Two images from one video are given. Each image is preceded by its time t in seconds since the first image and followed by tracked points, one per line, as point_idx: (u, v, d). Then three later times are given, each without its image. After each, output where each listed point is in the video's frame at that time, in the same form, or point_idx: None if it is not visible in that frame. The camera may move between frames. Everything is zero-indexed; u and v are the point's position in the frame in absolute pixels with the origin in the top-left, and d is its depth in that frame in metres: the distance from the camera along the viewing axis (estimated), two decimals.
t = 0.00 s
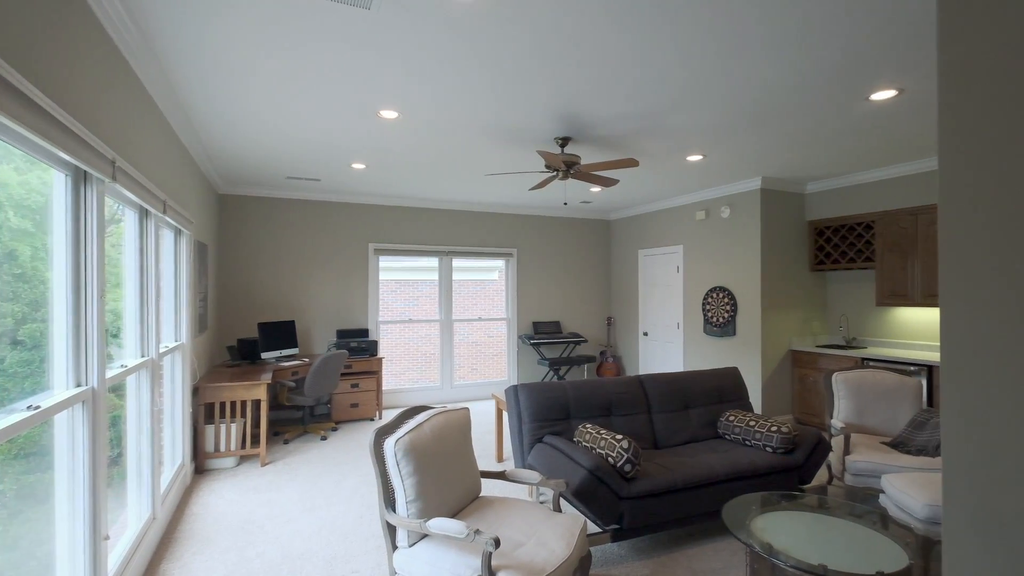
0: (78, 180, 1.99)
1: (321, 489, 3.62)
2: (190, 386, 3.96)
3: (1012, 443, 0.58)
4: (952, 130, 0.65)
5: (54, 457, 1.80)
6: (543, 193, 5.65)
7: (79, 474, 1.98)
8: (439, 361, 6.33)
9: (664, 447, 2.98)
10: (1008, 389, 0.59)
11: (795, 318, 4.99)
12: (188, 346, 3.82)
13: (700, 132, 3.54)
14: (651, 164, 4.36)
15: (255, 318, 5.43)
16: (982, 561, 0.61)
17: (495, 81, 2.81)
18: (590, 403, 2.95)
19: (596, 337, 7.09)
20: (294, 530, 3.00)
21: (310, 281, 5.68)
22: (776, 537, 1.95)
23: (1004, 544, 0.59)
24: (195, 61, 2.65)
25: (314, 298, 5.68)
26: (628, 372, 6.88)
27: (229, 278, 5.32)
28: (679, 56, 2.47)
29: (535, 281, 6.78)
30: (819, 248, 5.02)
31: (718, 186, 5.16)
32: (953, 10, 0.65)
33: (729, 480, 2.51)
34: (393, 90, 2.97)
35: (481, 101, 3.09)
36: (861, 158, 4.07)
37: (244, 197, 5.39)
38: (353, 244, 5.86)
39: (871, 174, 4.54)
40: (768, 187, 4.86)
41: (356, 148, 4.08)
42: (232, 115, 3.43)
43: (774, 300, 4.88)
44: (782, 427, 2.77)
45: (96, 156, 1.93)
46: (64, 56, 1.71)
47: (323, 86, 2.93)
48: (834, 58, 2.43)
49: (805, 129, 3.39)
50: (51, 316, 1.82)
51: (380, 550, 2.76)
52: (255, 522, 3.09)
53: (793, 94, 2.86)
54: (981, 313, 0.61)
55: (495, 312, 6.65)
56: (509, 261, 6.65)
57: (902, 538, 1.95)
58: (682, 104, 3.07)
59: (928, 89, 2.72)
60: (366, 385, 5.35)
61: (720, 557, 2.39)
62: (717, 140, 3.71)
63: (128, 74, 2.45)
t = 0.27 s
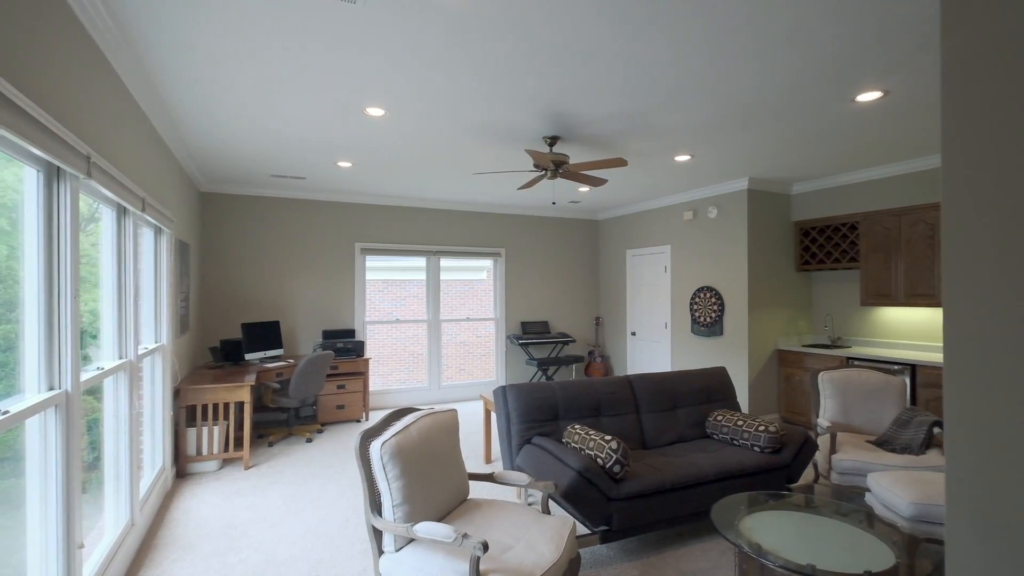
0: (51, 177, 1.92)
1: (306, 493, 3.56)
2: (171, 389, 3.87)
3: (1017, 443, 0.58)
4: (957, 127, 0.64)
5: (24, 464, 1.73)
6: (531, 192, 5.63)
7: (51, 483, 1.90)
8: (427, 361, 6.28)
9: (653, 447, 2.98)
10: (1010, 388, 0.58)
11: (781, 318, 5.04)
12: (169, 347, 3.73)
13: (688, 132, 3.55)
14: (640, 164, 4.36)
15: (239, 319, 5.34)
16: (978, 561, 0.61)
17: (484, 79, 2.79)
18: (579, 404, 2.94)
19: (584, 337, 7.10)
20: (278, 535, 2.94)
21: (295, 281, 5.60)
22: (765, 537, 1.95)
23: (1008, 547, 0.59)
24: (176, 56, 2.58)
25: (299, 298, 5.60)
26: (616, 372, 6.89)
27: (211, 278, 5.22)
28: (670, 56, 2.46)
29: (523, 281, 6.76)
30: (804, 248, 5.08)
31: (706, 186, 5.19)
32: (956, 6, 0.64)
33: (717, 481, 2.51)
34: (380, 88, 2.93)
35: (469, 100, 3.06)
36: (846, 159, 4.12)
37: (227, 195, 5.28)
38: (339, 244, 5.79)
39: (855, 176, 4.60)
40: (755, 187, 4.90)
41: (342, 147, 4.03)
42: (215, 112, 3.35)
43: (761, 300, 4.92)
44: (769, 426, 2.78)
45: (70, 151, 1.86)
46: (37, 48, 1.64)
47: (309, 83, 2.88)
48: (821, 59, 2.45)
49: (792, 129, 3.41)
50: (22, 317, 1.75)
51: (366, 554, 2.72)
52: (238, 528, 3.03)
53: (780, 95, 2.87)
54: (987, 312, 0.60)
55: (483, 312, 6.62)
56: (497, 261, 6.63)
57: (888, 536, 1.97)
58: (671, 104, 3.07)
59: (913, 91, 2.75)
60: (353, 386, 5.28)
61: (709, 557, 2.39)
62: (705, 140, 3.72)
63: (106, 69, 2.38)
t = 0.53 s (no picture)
0: (21, 172, 1.85)
1: (290, 496, 3.50)
2: (151, 391, 3.77)
3: None
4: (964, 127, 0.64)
5: None
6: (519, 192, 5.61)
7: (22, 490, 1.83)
8: (414, 362, 6.23)
9: (641, 447, 2.98)
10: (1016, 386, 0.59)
11: (767, 318, 5.08)
12: (148, 348, 3.64)
13: (676, 133, 3.56)
14: (628, 164, 4.37)
15: (222, 319, 5.24)
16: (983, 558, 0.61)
17: (472, 78, 2.76)
18: (568, 405, 2.92)
19: (572, 337, 7.10)
20: (262, 540, 2.88)
21: (279, 281, 5.52)
22: (753, 537, 1.95)
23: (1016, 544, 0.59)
24: (156, 51, 2.51)
25: (284, 299, 5.52)
26: (604, 372, 6.90)
27: (193, 278, 5.12)
28: (660, 56, 2.46)
29: (511, 281, 6.74)
30: (789, 249, 5.13)
31: (693, 187, 5.21)
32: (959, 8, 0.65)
33: (705, 481, 2.51)
34: (367, 85, 2.89)
35: (458, 98, 3.04)
36: (831, 160, 4.17)
37: (209, 193, 5.18)
38: (324, 243, 5.72)
39: (840, 177, 4.66)
40: (741, 188, 4.94)
41: (328, 145, 3.98)
42: (196, 108, 3.28)
43: (747, 301, 4.96)
44: (757, 426, 2.79)
45: (44, 148, 1.79)
46: (9, 41, 1.58)
47: (293, 80, 2.83)
48: (808, 61, 2.46)
49: (779, 130, 3.44)
50: None
51: (350, 559, 2.68)
52: (219, 533, 2.96)
53: (767, 96, 2.89)
54: (998, 313, 0.60)
55: (471, 312, 6.59)
56: (485, 261, 6.60)
57: (874, 535, 1.98)
58: (660, 104, 3.07)
59: (897, 93, 2.79)
60: (338, 387, 5.22)
61: (697, 557, 2.39)
62: (692, 141, 3.73)
63: (82, 63, 2.31)
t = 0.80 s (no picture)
0: None
1: (275, 500, 3.44)
2: (132, 393, 3.69)
3: None
4: (971, 129, 0.64)
5: None
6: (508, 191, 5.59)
7: None
8: (402, 362, 6.17)
9: (631, 447, 2.97)
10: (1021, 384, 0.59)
11: (754, 317, 5.12)
12: (129, 350, 3.55)
13: (665, 133, 3.57)
14: (617, 163, 4.37)
15: (205, 319, 5.14)
16: (988, 554, 0.62)
17: (461, 76, 2.73)
18: (557, 405, 2.91)
19: (561, 337, 7.09)
20: (246, 545, 2.82)
21: (265, 280, 5.43)
22: (743, 537, 1.94)
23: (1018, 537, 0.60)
24: (137, 44, 2.44)
25: (269, 298, 5.43)
26: (593, 372, 6.90)
27: (175, 277, 5.02)
28: (651, 55, 2.45)
29: (499, 280, 6.71)
30: (776, 249, 5.18)
31: (682, 187, 5.23)
32: (963, 11, 0.66)
33: (694, 481, 2.51)
34: (353, 82, 2.84)
35: (446, 96, 3.00)
36: (817, 161, 4.21)
37: (192, 190, 5.08)
38: (310, 242, 5.64)
39: (826, 178, 4.70)
40: (729, 188, 4.97)
41: (314, 143, 3.92)
42: (179, 104, 3.21)
43: (735, 300, 4.99)
44: (745, 425, 2.80)
45: (16, 143, 1.73)
46: None
47: (277, 76, 2.77)
48: (797, 61, 2.47)
49: (767, 130, 3.45)
50: None
51: (337, 563, 2.64)
52: (201, 539, 2.90)
53: (756, 95, 2.89)
54: (1009, 311, 0.60)
55: (460, 312, 6.55)
56: (474, 260, 6.56)
57: (862, 534, 2.00)
58: (649, 104, 3.07)
59: (884, 94, 2.82)
60: (325, 388, 5.15)
61: (687, 557, 2.39)
62: (681, 141, 3.74)
63: (58, 57, 2.24)
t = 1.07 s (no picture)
0: None
1: (261, 503, 3.38)
2: (113, 396, 3.60)
3: None
4: (987, 138, 0.66)
5: None
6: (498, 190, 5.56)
7: None
8: (390, 363, 6.12)
9: (621, 447, 2.96)
10: None
11: (742, 317, 5.15)
12: (109, 351, 3.46)
13: (654, 133, 3.57)
14: (606, 163, 4.37)
15: (189, 320, 5.05)
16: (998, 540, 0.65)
17: (451, 74, 2.71)
18: (547, 405, 2.89)
19: (550, 337, 7.08)
20: (229, 550, 2.76)
21: (250, 280, 5.35)
22: (734, 538, 1.94)
23: None
24: (118, 39, 2.38)
25: (254, 298, 5.35)
26: (582, 372, 6.90)
27: (158, 277, 4.92)
28: (642, 55, 2.45)
29: (489, 280, 6.68)
30: (764, 249, 5.22)
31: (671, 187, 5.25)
32: (980, 18, 0.67)
33: (684, 481, 2.51)
34: (342, 80, 2.80)
35: (436, 94, 2.98)
36: (804, 162, 4.25)
37: (175, 188, 4.98)
38: (297, 241, 5.56)
39: (814, 179, 4.75)
40: (717, 189, 5.00)
41: (301, 140, 3.86)
42: (161, 101, 3.14)
43: (723, 300, 5.01)
44: (735, 425, 2.81)
45: None
46: None
47: (264, 73, 2.72)
48: (786, 62, 2.48)
49: (755, 131, 3.47)
50: None
51: (323, 568, 2.60)
52: (183, 544, 2.84)
53: (745, 96, 2.91)
54: (1018, 318, 0.63)
55: (449, 312, 6.51)
56: (463, 260, 6.52)
57: (850, 532, 2.01)
58: (639, 104, 3.07)
59: (871, 96, 2.85)
60: (312, 389, 5.08)
61: (677, 558, 2.39)
62: (670, 141, 3.75)
63: (35, 52, 2.18)
